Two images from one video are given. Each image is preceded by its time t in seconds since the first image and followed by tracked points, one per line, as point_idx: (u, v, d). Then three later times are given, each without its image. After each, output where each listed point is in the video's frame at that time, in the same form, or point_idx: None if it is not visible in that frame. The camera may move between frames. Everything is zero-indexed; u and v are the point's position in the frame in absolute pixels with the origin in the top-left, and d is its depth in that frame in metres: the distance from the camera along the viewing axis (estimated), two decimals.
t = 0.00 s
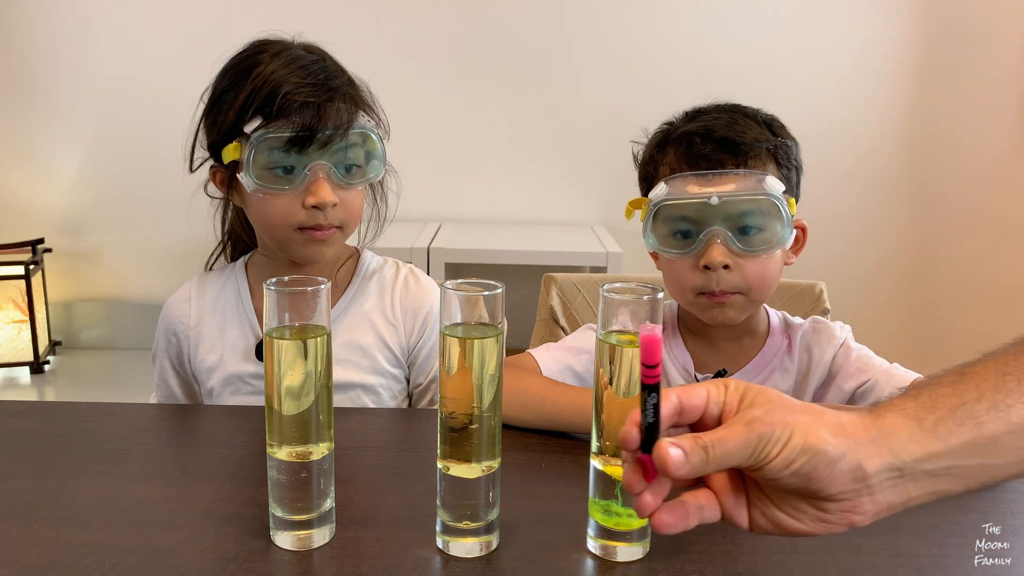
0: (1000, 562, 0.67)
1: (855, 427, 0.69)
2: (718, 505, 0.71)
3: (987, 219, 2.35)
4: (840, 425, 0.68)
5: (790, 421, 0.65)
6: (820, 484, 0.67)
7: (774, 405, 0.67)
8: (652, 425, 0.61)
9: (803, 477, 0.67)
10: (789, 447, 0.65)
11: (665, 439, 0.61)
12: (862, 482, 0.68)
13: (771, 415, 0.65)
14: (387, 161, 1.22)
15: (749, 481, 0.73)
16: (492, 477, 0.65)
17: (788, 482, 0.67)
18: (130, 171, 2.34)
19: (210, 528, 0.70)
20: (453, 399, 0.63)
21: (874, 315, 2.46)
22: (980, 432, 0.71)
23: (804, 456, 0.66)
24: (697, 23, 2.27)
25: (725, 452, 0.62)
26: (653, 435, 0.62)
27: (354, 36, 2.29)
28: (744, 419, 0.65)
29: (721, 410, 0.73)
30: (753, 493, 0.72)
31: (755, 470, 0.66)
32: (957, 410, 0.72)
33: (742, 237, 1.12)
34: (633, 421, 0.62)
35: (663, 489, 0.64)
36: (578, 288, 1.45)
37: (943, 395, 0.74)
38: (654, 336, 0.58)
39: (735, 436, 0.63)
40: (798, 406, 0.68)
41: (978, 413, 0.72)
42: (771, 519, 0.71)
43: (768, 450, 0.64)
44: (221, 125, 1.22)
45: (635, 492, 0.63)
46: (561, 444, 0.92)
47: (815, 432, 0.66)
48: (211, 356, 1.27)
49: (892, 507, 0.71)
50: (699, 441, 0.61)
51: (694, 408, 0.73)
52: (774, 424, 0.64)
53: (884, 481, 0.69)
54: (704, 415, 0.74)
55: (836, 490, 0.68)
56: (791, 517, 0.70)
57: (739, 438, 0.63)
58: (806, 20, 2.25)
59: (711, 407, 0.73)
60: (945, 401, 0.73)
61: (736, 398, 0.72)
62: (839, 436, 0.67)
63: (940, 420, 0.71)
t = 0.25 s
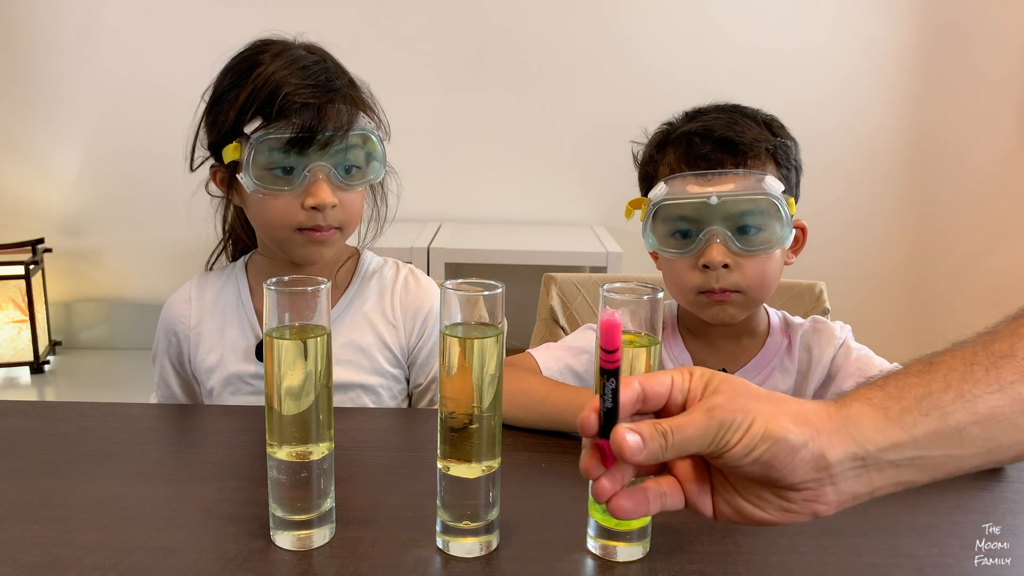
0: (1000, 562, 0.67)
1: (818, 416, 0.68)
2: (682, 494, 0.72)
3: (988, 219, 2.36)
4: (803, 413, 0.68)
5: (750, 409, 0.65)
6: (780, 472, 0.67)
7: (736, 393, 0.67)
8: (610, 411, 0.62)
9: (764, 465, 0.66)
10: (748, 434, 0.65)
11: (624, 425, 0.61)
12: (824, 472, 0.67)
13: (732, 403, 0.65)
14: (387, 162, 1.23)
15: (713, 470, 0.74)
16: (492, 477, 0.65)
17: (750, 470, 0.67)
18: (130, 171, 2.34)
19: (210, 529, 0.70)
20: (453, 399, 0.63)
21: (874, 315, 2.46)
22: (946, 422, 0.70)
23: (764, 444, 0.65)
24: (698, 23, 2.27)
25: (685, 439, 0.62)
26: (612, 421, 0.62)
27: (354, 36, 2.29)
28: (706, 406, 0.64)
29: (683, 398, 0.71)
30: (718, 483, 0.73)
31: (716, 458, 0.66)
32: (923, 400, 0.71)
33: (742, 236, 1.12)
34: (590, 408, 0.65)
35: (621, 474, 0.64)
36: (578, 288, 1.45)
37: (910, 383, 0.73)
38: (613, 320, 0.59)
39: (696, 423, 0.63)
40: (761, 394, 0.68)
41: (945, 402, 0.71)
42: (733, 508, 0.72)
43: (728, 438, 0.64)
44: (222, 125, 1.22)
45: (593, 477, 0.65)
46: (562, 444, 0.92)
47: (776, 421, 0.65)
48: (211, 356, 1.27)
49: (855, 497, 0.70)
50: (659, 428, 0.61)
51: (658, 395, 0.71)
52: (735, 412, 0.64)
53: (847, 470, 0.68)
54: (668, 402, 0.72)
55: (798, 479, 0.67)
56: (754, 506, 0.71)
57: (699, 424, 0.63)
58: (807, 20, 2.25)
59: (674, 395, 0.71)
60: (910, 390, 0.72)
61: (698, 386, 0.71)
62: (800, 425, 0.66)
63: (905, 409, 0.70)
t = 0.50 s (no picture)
0: (1000, 563, 0.67)
1: (810, 408, 0.68)
2: (672, 487, 0.73)
3: (988, 219, 2.35)
4: (794, 406, 0.67)
5: (740, 402, 0.65)
6: (770, 465, 0.67)
7: (726, 385, 0.67)
8: (598, 402, 0.62)
9: (753, 458, 0.66)
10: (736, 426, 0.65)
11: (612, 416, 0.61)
12: (815, 465, 0.67)
13: (722, 396, 0.65)
14: (387, 162, 1.23)
15: (703, 463, 0.76)
16: (492, 477, 0.65)
17: (739, 462, 0.68)
18: (130, 170, 2.34)
19: (210, 529, 0.70)
20: (453, 399, 0.63)
21: (873, 315, 2.46)
22: (938, 415, 0.69)
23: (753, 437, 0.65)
24: (698, 23, 2.27)
25: (674, 431, 0.62)
26: (601, 412, 0.62)
27: (355, 36, 2.29)
28: (695, 398, 0.65)
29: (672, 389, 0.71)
30: (708, 476, 0.75)
31: (706, 450, 0.66)
32: (915, 393, 0.70)
33: (743, 235, 1.12)
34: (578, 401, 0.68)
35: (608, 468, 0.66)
36: (578, 288, 1.45)
37: (902, 376, 0.72)
38: (599, 312, 0.58)
39: (685, 415, 0.63)
40: (752, 387, 0.67)
41: (937, 396, 0.70)
42: (723, 501, 0.73)
43: (717, 430, 0.64)
44: (222, 124, 1.22)
45: (581, 470, 0.67)
46: (561, 444, 0.92)
47: (767, 413, 0.65)
48: (211, 356, 1.27)
49: (846, 490, 0.70)
50: (647, 419, 0.61)
51: (648, 387, 0.70)
52: (725, 404, 0.64)
53: (838, 463, 0.68)
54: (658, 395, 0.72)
55: (788, 472, 0.67)
56: (744, 499, 0.72)
57: (688, 417, 0.63)
58: (807, 20, 2.25)
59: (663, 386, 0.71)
60: (901, 384, 0.71)
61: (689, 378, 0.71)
62: (790, 418, 0.66)
63: (897, 402, 0.69)
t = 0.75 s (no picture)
0: (1000, 563, 0.67)
1: (806, 403, 0.68)
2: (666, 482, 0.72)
3: (988, 219, 2.36)
4: (789, 401, 0.67)
5: (736, 397, 0.65)
6: (765, 460, 0.67)
7: (720, 380, 0.67)
8: (593, 396, 0.63)
9: (749, 453, 0.66)
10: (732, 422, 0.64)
11: (607, 411, 0.62)
12: (811, 461, 0.67)
13: (716, 391, 0.65)
14: (388, 163, 1.23)
15: (699, 458, 0.75)
16: (492, 477, 0.65)
17: (734, 457, 0.67)
18: (130, 171, 2.34)
19: (210, 529, 0.70)
20: (453, 399, 0.63)
21: (873, 315, 2.46)
22: (933, 411, 0.68)
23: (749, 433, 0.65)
24: (699, 23, 2.27)
25: (668, 426, 0.62)
26: (596, 407, 0.63)
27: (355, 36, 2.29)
28: (689, 393, 0.64)
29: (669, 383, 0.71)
30: (703, 472, 0.74)
31: (701, 445, 0.66)
32: (910, 388, 0.69)
33: (745, 236, 1.12)
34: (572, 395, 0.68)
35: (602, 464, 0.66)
36: (578, 288, 1.45)
37: (897, 371, 0.71)
38: (594, 305, 0.59)
39: (678, 410, 0.63)
40: (746, 382, 0.67)
41: (931, 391, 0.69)
42: (717, 497, 0.73)
43: (712, 425, 0.64)
44: (223, 125, 1.22)
45: (575, 465, 0.68)
46: (561, 444, 0.92)
47: (762, 409, 0.65)
48: (211, 357, 1.27)
49: (841, 486, 0.70)
50: (641, 414, 0.61)
51: (642, 382, 0.70)
52: (718, 399, 0.64)
53: (833, 459, 0.67)
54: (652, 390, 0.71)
55: (784, 467, 0.67)
56: (739, 495, 0.72)
57: (681, 412, 0.63)
58: (807, 20, 2.25)
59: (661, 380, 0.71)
60: (896, 379, 0.70)
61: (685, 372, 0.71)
62: (786, 413, 0.66)
63: (892, 397, 0.69)
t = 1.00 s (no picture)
0: (1000, 563, 0.67)
1: (805, 402, 0.68)
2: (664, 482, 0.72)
3: (988, 219, 2.36)
4: (787, 400, 0.67)
5: (735, 397, 0.65)
6: (763, 459, 0.67)
7: (719, 380, 0.67)
8: (592, 396, 0.63)
9: (748, 452, 0.66)
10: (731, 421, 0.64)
11: (605, 411, 0.61)
12: (809, 460, 0.67)
13: (714, 390, 0.65)
14: (389, 165, 1.23)
15: (696, 458, 0.75)
16: (492, 477, 0.65)
17: (733, 457, 0.67)
18: (130, 170, 2.34)
19: (210, 529, 0.70)
20: (453, 399, 0.63)
21: (873, 315, 2.46)
22: (931, 410, 0.68)
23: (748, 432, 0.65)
24: (699, 23, 2.27)
25: (666, 425, 0.62)
26: (595, 407, 0.63)
27: (355, 36, 2.29)
28: (688, 392, 0.64)
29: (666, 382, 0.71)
30: (700, 471, 0.74)
31: (699, 445, 0.66)
32: (909, 387, 0.69)
33: (746, 235, 1.12)
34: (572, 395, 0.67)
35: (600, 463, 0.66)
36: (578, 288, 1.45)
37: (896, 370, 0.71)
38: (593, 305, 0.59)
39: (677, 409, 0.63)
40: (745, 381, 0.67)
41: (930, 390, 0.69)
42: (716, 496, 0.73)
43: (710, 424, 0.64)
44: (224, 126, 1.22)
45: (573, 465, 0.68)
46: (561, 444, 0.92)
47: (761, 408, 0.65)
48: (211, 358, 1.27)
49: (839, 485, 0.70)
50: (640, 414, 0.61)
51: (640, 381, 0.69)
52: (717, 398, 0.64)
53: (831, 458, 0.68)
54: (651, 389, 0.71)
55: (782, 466, 0.67)
56: (737, 494, 0.72)
57: (680, 411, 0.63)
58: (807, 21, 2.25)
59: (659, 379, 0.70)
60: (895, 378, 0.70)
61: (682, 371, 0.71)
62: (785, 412, 0.66)
63: (891, 396, 0.69)
